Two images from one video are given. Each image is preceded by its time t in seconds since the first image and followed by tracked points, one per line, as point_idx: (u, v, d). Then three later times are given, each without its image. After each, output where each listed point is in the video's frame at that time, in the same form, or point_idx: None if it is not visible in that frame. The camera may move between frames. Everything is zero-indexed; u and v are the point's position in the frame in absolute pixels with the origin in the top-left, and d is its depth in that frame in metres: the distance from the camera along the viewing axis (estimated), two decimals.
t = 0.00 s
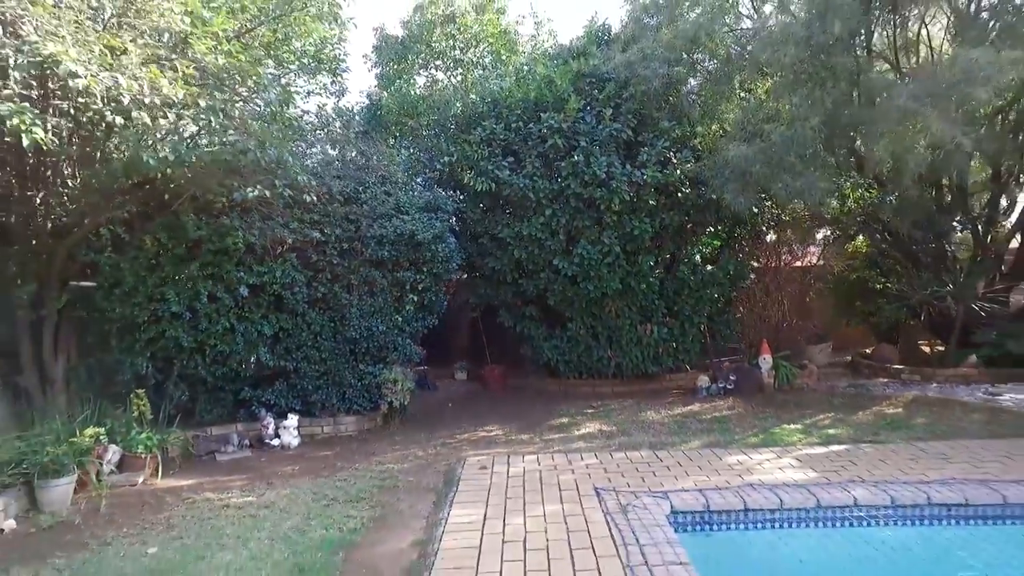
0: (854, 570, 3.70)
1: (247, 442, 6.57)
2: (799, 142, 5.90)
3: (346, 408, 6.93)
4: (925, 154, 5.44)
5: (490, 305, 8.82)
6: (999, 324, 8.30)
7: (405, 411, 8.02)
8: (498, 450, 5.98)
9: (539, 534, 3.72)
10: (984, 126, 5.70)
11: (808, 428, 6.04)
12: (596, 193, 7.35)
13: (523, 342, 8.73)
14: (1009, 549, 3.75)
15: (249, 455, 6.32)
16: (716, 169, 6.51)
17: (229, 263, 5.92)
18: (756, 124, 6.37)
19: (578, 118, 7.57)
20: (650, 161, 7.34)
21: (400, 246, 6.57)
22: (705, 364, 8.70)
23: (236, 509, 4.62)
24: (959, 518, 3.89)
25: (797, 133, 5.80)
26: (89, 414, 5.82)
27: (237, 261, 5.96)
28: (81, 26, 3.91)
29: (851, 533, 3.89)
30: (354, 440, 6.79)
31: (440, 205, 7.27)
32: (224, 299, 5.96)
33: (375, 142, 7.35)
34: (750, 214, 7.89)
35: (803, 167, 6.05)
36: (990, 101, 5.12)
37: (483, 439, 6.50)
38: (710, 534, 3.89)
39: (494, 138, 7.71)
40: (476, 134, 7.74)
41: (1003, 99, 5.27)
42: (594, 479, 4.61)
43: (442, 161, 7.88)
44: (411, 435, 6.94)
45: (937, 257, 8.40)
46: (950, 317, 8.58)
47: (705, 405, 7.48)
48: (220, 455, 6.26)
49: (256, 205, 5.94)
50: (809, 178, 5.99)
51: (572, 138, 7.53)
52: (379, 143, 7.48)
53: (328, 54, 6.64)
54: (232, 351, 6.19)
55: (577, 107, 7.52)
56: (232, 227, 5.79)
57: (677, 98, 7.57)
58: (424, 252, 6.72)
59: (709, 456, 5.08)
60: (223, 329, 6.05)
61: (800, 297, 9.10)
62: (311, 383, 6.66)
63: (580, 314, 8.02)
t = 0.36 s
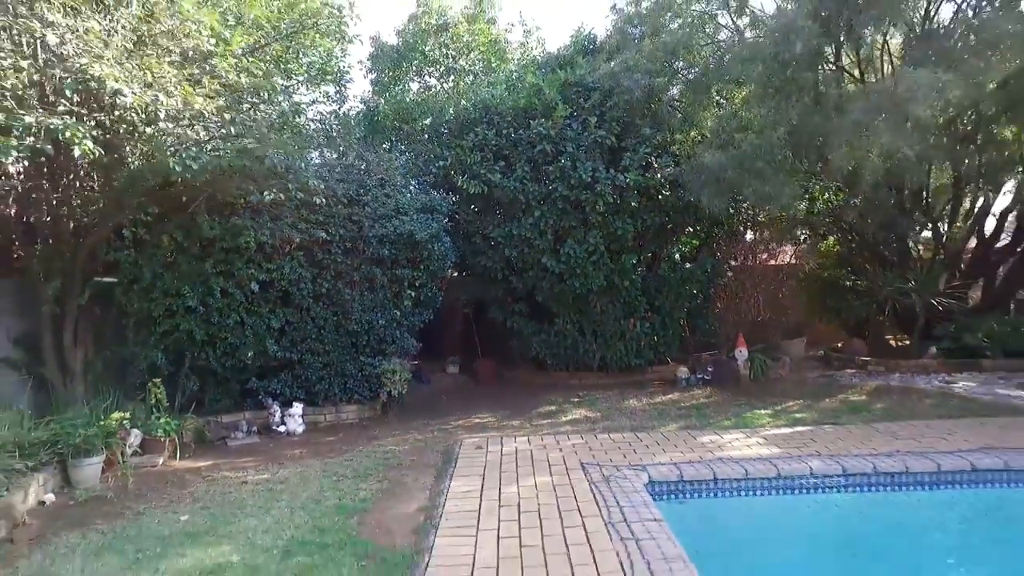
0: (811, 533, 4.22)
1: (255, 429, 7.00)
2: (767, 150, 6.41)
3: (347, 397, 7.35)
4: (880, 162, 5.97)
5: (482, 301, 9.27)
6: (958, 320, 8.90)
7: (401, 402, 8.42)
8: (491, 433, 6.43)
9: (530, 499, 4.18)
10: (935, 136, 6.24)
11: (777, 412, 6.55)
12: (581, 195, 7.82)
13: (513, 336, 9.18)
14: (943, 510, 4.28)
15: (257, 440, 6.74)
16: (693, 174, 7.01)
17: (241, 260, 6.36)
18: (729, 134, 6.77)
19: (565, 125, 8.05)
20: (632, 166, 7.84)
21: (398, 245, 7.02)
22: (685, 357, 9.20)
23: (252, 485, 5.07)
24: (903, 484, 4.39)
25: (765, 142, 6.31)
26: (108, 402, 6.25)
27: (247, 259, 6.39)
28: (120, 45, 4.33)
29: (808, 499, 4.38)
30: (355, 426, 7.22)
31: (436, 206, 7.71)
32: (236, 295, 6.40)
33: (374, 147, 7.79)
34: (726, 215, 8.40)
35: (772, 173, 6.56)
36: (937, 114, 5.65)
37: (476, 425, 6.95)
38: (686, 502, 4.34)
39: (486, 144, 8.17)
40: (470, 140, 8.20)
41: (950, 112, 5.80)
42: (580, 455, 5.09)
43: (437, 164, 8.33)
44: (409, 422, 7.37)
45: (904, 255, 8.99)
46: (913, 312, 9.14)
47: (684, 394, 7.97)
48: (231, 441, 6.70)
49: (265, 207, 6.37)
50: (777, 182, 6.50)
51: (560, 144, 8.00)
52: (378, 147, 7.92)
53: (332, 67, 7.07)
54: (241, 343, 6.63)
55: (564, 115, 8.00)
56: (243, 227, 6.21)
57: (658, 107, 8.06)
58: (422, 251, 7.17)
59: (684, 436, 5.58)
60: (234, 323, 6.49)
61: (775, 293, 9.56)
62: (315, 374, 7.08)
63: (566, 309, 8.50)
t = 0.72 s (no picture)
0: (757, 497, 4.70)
1: (237, 420, 7.33)
2: (717, 158, 6.99)
3: (326, 390, 7.70)
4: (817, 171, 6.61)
5: (454, 298, 9.65)
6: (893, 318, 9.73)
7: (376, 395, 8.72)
8: (463, 420, 6.88)
9: (501, 472, 4.66)
10: (866, 147, 6.90)
11: (726, 399, 7.12)
12: (548, 199, 8.33)
13: (483, 331, 9.61)
14: (865, 479, 4.83)
15: (240, 430, 7.08)
16: (650, 180, 7.56)
17: (226, 259, 6.77)
18: (685, 142, 7.44)
19: (533, 132, 8.55)
20: (595, 172, 8.38)
21: (376, 246, 7.43)
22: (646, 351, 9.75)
23: (242, 468, 5.46)
24: (830, 456, 4.93)
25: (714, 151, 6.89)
26: (98, 394, 6.55)
27: (233, 258, 6.79)
28: (128, 63, 4.87)
29: (749, 472, 4.85)
30: (333, 417, 7.60)
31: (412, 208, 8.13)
32: (222, 292, 6.79)
33: (352, 152, 8.18)
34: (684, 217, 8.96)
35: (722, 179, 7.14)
36: (865, 129, 6.31)
37: (449, 414, 7.37)
38: (639, 477, 4.76)
39: (459, 149, 8.64)
40: (443, 146, 8.67)
41: (877, 127, 6.47)
42: (547, 436, 5.59)
43: (412, 168, 8.78)
44: (384, 413, 7.76)
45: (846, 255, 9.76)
46: (854, 309, 9.85)
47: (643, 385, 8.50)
48: (216, 431, 7.03)
49: (251, 209, 6.75)
50: (726, 188, 7.08)
51: (528, 150, 8.52)
52: (356, 153, 8.33)
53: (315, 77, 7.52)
54: (226, 338, 6.98)
55: (532, 123, 8.51)
56: (231, 227, 6.61)
57: (621, 118, 8.62)
58: (398, 250, 7.58)
59: (642, 419, 6.11)
60: (219, 318, 6.87)
61: (729, 290, 10.15)
62: (295, 367, 7.43)
63: (533, 306, 9.01)
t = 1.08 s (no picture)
0: (690, 474, 5.16)
1: (201, 417, 7.52)
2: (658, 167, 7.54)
3: (287, 386, 7.89)
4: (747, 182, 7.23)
5: (409, 297, 9.96)
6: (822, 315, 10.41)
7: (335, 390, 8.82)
8: (421, 412, 7.26)
9: (459, 455, 5.03)
10: (790, 159, 7.56)
11: (666, 391, 7.69)
12: (501, 203, 8.76)
13: (438, 329, 9.96)
14: (785, 455, 5.41)
15: (203, 426, 7.29)
16: (596, 188, 8.09)
17: (192, 259, 7.04)
18: (627, 152, 7.99)
19: (485, 141, 9.00)
20: (545, 179, 8.88)
21: (336, 248, 7.74)
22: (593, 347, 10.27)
23: (211, 460, 5.75)
24: (756, 438, 5.51)
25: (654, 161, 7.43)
26: (63, 393, 6.69)
27: (197, 259, 7.05)
28: (105, 74, 5.12)
29: (685, 453, 5.37)
30: (294, 412, 7.87)
31: (371, 211, 8.46)
32: (187, 292, 7.02)
33: (312, 158, 8.48)
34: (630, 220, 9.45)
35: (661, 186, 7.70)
36: (789, 143, 6.94)
37: (407, 407, 7.73)
38: (586, 459, 5.26)
39: (415, 155, 9.02)
40: (400, 152, 9.05)
41: (800, 142, 7.11)
42: (501, 424, 6.02)
43: (369, 173, 9.13)
44: (343, 408, 8.06)
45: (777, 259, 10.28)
46: (785, 307, 10.58)
47: (590, 379, 9.01)
48: (179, 428, 7.20)
49: (216, 214, 7.02)
50: (665, 195, 7.65)
51: (482, 157, 8.95)
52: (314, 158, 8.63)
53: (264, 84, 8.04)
54: (189, 337, 7.19)
55: (485, 132, 8.96)
56: (196, 228, 6.93)
57: (570, 128, 9.12)
58: (358, 252, 7.91)
59: (589, 409, 6.59)
60: (183, 318, 7.09)
61: (668, 288, 10.77)
62: (258, 364, 7.63)
63: (486, 304, 9.44)
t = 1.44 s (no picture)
0: (632, 456, 5.60)
1: (161, 415, 7.66)
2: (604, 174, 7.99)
3: (247, 384, 8.10)
4: (686, 189, 7.75)
5: (366, 296, 10.21)
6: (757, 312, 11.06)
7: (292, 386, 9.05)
8: (378, 407, 7.55)
9: (417, 443, 5.37)
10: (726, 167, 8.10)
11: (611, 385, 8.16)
12: (455, 207, 9.09)
13: (394, 328, 10.24)
14: (718, 440, 5.89)
15: (164, 424, 7.43)
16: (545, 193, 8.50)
17: (153, 260, 7.19)
18: (575, 159, 8.43)
19: (441, 146, 9.31)
20: (497, 184, 9.25)
21: (296, 249, 7.96)
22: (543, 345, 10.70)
23: (176, 455, 5.96)
24: (693, 425, 5.99)
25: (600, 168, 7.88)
26: (22, 392, 6.79)
27: (158, 259, 7.21)
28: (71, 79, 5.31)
29: (628, 440, 5.81)
30: (252, 409, 8.06)
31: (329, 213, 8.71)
32: (147, 292, 7.18)
33: (271, 161, 8.72)
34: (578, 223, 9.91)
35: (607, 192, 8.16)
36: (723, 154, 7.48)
37: (364, 403, 8.00)
38: (536, 446, 5.66)
39: (372, 160, 9.31)
40: (357, 156, 9.32)
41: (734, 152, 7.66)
42: (456, 416, 6.37)
43: (327, 176, 9.39)
44: (301, 404, 8.28)
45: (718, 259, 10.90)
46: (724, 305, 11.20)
47: (540, 375, 9.42)
48: (141, 425, 7.34)
49: (180, 217, 7.21)
50: (610, 199, 8.12)
51: (436, 162, 9.27)
52: (272, 161, 8.84)
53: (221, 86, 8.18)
54: (150, 337, 7.34)
55: (440, 138, 9.29)
56: (159, 230, 7.10)
57: (521, 135, 9.52)
58: (317, 253, 8.17)
59: (538, 401, 7.00)
60: (144, 317, 7.24)
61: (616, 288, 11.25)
62: (217, 362, 7.83)
63: (441, 304, 9.77)
